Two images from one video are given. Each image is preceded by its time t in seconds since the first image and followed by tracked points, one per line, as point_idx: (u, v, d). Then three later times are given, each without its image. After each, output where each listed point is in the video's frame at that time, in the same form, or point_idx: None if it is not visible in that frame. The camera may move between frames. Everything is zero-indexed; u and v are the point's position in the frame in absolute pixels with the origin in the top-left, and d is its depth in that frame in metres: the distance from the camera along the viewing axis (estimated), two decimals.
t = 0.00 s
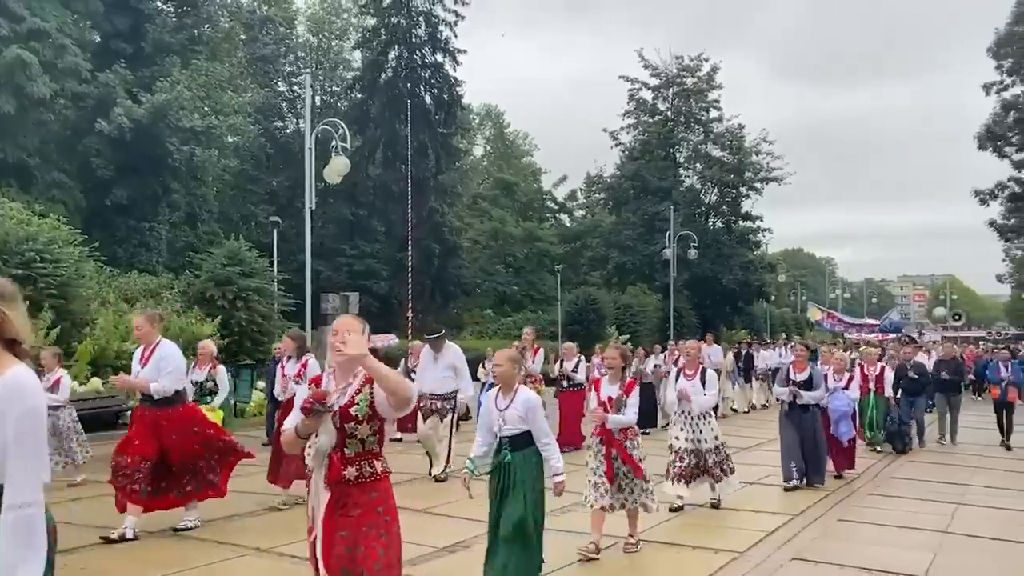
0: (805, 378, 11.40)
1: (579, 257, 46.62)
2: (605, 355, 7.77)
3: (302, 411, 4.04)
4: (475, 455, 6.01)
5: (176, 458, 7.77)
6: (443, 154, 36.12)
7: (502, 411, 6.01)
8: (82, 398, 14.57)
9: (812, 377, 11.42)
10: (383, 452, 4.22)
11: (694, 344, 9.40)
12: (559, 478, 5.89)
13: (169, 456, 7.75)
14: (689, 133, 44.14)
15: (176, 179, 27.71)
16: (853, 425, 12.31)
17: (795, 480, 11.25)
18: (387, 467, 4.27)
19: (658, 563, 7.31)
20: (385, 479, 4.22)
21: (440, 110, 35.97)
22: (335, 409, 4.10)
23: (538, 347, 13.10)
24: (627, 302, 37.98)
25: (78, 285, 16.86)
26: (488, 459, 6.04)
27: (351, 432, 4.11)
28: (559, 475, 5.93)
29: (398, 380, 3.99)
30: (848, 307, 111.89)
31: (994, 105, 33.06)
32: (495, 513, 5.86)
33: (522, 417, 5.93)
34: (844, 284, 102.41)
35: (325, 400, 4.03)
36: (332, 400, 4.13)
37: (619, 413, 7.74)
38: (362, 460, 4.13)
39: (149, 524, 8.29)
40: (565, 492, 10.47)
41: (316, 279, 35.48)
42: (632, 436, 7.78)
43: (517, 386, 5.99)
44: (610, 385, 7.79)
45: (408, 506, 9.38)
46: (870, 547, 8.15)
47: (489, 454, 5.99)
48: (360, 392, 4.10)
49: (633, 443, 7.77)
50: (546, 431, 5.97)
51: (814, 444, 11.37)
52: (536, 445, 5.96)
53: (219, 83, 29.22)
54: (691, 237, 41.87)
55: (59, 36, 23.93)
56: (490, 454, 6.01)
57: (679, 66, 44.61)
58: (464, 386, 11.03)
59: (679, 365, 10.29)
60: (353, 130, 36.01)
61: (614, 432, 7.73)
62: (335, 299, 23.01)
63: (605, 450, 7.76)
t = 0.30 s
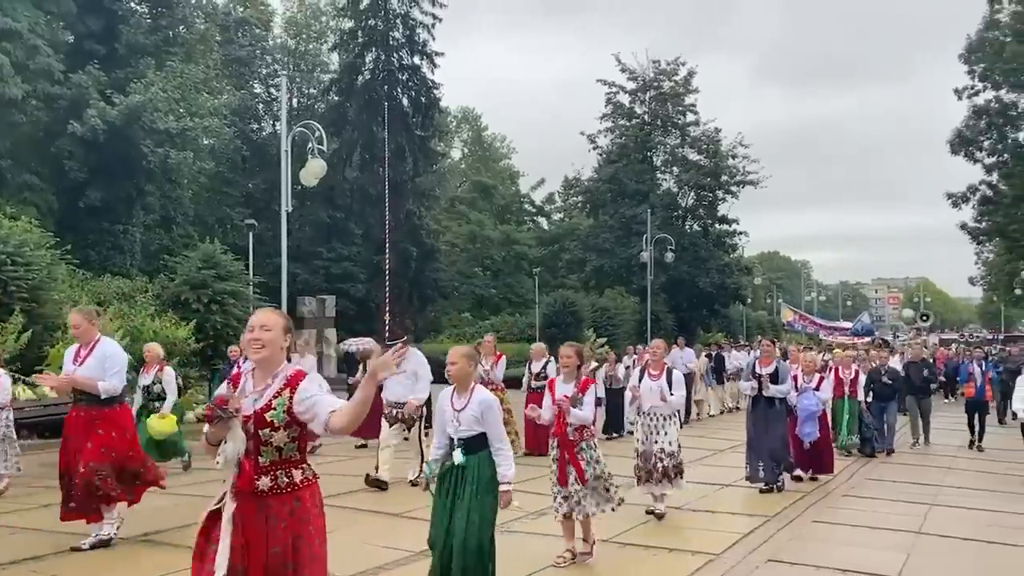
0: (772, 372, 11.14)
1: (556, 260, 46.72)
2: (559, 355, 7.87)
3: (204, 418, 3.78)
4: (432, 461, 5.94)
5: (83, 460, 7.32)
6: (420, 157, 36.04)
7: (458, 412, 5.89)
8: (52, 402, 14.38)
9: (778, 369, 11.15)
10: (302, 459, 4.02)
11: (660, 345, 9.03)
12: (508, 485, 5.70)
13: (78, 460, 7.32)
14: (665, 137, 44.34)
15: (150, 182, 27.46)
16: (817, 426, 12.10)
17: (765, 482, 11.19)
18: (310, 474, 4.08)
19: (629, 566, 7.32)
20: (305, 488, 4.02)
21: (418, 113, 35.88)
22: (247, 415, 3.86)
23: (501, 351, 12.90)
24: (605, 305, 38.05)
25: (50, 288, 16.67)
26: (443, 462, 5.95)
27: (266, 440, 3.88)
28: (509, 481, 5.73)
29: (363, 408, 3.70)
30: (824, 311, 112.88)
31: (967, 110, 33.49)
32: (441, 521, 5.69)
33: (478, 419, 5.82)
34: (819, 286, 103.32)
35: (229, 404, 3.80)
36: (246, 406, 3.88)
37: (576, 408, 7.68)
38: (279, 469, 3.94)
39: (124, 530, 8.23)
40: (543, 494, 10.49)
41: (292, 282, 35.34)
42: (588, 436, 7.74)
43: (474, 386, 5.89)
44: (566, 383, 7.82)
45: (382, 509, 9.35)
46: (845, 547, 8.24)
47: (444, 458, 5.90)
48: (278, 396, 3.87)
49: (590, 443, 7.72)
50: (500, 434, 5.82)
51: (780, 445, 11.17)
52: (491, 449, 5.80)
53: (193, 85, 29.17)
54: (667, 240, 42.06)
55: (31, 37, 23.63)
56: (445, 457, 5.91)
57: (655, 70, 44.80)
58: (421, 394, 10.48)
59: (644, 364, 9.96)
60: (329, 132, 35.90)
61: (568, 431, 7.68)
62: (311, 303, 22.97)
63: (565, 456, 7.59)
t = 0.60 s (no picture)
0: (741, 380, 10.96)
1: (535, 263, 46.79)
2: (518, 359, 7.29)
3: (110, 427, 3.66)
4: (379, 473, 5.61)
5: None
6: (399, 160, 35.96)
7: (403, 424, 5.53)
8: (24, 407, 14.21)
9: (748, 378, 10.95)
10: (218, 476, 3.86)
11: (629, 351, 8.96)
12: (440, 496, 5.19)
13: None
14: (644, 140, 44.52)
15: (125, 185, 27.22)
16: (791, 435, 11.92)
17: (735, 491, 10.79)
18: (226, 493, 3.93)
19: (606, 569, 7.31)
20: (219, 505, 3.86)
21: (396, 116, 35.79)
22: (157, 427, 3.70)
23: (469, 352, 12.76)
24: (583, 308, 38.14)
25: (23, 292, 16.47)
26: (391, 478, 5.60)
27: (177, 454, 3.71)
28: (445, 494, 5.25)
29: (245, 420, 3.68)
30: (800, 314, 113.77)
31: (940, 115, 33.83)
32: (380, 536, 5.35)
33: (423, 429, 5.46)
34: (796, 290, 104.20)
35: (138, 412, 3.64)
36: (155, 417, 3.72)
37: (536, 422, 7.20)
38: (193, 485, 3.78)
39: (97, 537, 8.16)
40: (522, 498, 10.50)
41: (269, 285, 35.17)
42: (548, 447, 7.35)
43: (419, 395, 5.54)
44: (524, 394, 7.34)
45: (358, 514, 9.32)
46: (820, 548, 8.30)
47: (390, 470, 5.56)
48: (189, 406, 3.72)
49: (548, 455, 7.32)
50: (445, 444, 5.42)
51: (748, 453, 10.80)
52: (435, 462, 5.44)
53: (169, 87, 28.98)
54: (645, 244, 42.23)
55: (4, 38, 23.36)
56: (391, 469, 5.58)
57: (634, 74, 44.97)
58: (384, 395, 10.45)
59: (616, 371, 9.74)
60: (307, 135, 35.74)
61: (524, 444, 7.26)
62: (289, 307, 22.88)
63: (519, 468, 7.29)
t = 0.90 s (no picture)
0: (715, 380, 10.70)
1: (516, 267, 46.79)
2: (479, 359, 7.12)
3: (9, 438, 3.23)
4: (317, 486, 5.15)
5: None
6: (379, 163, 35.87)
7: (345, 428, 5.13)
8: None
9: (722, 378, 10.71)
10: (132, 486, 3.47)
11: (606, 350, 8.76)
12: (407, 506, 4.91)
13: None
14: (624, 144, 44.69)
15: (102, 187, 26.96)
16: (758, 434, 11.90)
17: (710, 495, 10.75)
18: (141, 505, 3.54)
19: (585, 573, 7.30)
20: (132, 518, 3.46)
21: (376, 119, 35.70)
22: (61, 436, 3.31)
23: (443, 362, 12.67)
24: (564, 311, 38.20)
25: None
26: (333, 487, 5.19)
27: (83, 466, 3.34)
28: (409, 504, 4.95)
29: (161, 430, 3.28)
30: (778, 317, 114.55)
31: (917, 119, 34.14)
32: (337, 561, 5.00)
33: (369, 433, 5.07)
34: (774, 292, 104.92)
35: (45, 421, 3.22)
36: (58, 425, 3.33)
37: (495, 422, 7.10)
38: (103, 500, 3.38)
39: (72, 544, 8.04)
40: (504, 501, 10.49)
41: (248, 289, 34.94)
42: (508, 452, 7.16)
43: (362, 397, 5.17)
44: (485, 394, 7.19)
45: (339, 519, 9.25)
46: (800, 550, 8.34)
47: (332, 479, 5.14)
48: (98, 412, 3.34)
49: (506, 461, 7.11)
50: (397, 449, 5.08)
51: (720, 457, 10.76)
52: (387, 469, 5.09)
53: (147, 89, 28.75)
54: (626, 247, 42.37)
55: None
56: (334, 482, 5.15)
57: (614, 78, 45.12)
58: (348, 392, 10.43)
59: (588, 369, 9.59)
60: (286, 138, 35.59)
61: (488, 446, 7.08)
62: (268, 310, 22.74)
63: (473, 471, 7.04)
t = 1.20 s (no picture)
0: (688, 387, 10.41)
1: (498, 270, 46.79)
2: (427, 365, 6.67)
3: None
4: (252, 501, 4.59)
5: None
6: (361, 166, 35.79)
7: (288, 440, 4.57)
8: None
9: (694, 385, 10.41)
10: (27, 510, 3.31)
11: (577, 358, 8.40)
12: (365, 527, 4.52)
13: None
14: (606, 147, 44.84)
15: (82, 191, 26.74)
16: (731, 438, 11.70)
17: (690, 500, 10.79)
18: (39, 530, 3.36)
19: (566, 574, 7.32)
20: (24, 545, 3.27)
21: (358, 121, 35.63)
22: None
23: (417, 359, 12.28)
24: (546, 314, 38.26)
25: None
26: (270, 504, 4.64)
27: None
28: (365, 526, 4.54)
29: (53, 471, 2.98)
30: (760, 319, 115.16)
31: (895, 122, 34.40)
32: None
33: (314, 449, 4.52)
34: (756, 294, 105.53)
35: None
36: None
37: (445, 432, 6.56)
38: None
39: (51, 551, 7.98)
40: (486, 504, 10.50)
41: (230, 292, 34.79)
42: (458, 463, 6.71)
43: (308, 407, 4.62)
44: (434, 402, 6.65)
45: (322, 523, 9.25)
46: (781, 550, 8.40)
47: (270, 495, 4.58)
48: None
49: (458, 473, 6.66)
50: (347, 464, 4.59)
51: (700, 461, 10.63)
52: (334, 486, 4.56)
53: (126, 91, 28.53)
54: (608, 250, 42.50)
55: None
56: (272, 498, 4.61)
57: (596, 81, 45.22)
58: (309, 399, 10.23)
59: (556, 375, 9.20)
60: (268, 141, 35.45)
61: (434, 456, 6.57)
62: (249, 313, 22.64)
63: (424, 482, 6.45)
